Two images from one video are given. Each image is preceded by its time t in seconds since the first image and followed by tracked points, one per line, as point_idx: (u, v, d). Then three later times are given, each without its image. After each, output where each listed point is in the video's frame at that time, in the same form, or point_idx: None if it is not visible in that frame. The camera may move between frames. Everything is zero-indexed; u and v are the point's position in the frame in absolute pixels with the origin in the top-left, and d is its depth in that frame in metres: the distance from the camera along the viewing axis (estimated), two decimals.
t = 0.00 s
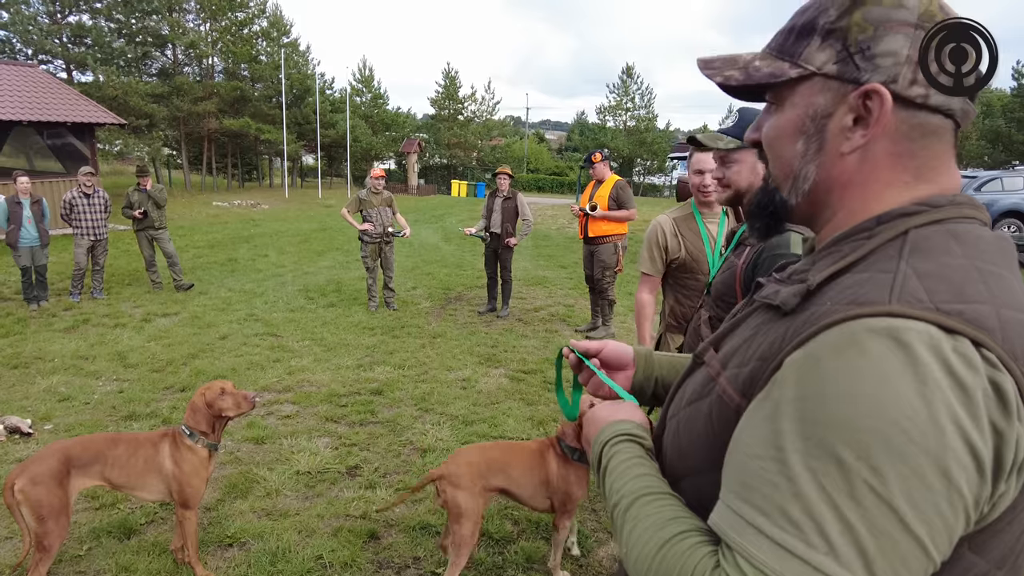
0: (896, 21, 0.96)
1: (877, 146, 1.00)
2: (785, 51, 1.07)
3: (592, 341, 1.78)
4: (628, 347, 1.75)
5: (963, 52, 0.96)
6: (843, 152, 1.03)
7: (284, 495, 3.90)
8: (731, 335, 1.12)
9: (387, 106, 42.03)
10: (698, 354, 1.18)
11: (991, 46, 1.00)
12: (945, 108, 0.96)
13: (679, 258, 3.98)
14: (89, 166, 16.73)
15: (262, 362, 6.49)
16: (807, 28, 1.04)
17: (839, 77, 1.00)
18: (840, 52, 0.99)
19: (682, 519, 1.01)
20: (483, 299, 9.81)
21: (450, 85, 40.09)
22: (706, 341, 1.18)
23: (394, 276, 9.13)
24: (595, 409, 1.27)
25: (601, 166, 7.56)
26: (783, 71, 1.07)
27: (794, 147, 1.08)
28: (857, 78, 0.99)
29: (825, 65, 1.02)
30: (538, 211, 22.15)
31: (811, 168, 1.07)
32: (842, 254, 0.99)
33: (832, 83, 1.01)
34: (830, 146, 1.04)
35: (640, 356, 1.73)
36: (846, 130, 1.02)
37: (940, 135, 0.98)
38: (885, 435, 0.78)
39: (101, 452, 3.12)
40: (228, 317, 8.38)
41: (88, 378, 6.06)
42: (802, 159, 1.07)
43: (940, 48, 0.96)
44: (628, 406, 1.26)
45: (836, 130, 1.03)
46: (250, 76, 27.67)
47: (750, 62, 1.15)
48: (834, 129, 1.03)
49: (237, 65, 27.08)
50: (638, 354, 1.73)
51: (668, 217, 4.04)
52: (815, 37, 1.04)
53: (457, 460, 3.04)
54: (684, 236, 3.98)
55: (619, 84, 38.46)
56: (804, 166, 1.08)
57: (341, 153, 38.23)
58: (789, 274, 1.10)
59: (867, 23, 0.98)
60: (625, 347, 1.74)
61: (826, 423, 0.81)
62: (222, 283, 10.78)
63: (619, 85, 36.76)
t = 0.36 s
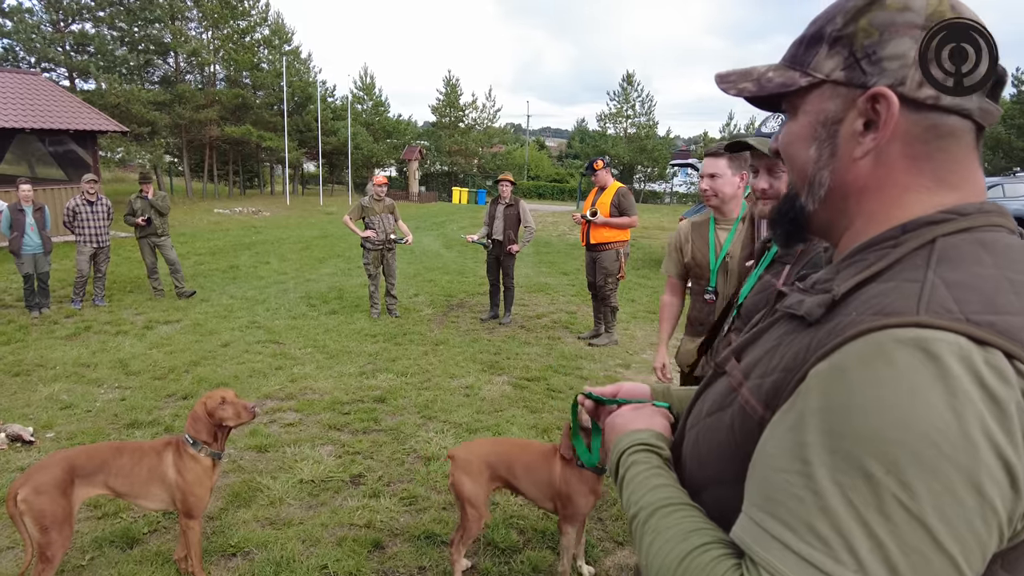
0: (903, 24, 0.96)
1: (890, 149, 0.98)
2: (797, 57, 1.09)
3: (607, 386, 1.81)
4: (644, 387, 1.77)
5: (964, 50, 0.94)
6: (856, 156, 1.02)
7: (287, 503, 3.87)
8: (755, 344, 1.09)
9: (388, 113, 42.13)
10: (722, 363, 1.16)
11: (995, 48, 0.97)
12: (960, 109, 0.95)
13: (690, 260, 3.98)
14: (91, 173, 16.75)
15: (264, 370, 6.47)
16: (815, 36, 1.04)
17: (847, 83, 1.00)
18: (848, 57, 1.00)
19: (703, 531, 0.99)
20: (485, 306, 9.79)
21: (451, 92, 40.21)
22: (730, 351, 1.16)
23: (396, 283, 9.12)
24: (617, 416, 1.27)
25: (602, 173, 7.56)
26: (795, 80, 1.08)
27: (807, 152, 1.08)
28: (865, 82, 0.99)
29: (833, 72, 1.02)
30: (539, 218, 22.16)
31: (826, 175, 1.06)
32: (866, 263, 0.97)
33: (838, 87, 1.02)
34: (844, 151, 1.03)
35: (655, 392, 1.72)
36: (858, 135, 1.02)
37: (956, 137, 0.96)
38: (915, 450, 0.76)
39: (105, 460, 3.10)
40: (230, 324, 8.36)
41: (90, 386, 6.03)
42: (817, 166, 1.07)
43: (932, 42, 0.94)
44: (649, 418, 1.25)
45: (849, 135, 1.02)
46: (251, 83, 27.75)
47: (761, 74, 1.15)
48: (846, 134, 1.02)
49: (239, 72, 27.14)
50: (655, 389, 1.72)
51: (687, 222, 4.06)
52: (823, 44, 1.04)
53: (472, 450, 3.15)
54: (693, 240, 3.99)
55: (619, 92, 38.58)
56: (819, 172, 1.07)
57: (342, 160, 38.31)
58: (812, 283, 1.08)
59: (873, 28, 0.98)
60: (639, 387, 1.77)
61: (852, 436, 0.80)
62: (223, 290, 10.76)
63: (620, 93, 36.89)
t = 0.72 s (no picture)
0: (917, 33, 0.95)
1: (902, 157, 0.98)
2: (813, 63, 1.08)
3: (624, 386, 1.82)
4: (663, 390, 1.77)
5: (967, 51, 0.93)
6: (868, 162, 1.02)
7: (292, 509, 3.86)
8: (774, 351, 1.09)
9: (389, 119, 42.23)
10: (740, 371, 1.16)
11: (995, 48, 0.95)
12: (971, 119, 0.95)
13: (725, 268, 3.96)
14: (93, 178, 16.77)
15: (267, 375, 6.46)
16: (831, 43, 1.04)
17: (859, 90, 1.00)
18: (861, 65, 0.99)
19: (722, 534, 0.98)
20: (488, 311, 9.78)
21: (452, 98, 40.29)
22: (749, 358, 1.15)
23: (399, 288, 9.11)
24: (642, 418, 1.27)
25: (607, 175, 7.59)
26: (810, 86, 1.08)
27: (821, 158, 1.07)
28: (876, 90, 0.99)
29: (846, 80, 1.01)
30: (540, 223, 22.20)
31: (839, 181, 1.05)
32: (882, 269, 0.97)
33: (846, 94, 1.02)
34: (856, 158, 1.03)
35: (672, 394, 1.72)
36: (868, 142, 1.02)
37: (968, 145, 0.96)
38: (935, 454, 0.76)
39: (112, 464, 3.10)
40: (232, 329, 8.36)
41: (93, 392, 6.02)
42: (831, 172, 1.06)
43: (933, 48, 0.94)
44: (677, 423, 1.24)
45: (859, 142, 1.02)
46: (253, 89, 27.83)
47: (779, 81, 1.15)
48: (856, 141, 1.02)
49: (241, 78, 27.20)
50: (671, 392, 1.71)
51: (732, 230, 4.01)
52: (839, 52, 1.04)
53: (498, 463, 3.13)
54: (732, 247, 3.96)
55: (619, 97, 38.69)
56: (831, 178, 1.07)
57: (343, 166, 38.39)
58: (829, 290, 1.08)
59: (888, 36, 0.97)
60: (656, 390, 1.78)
61: (870, 440, 0.80)
62: (225, 295, 10.77)
63: (620, 98, 37.01)
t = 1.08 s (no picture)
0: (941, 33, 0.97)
1: (921, 156, 0.98)
2: (829, 57, 1.06)
3: (627, 380, 1.76)
4: (665, 384, 1.72)
5: (964, 58, 0.94)
6: (886, 161, 1.01)
7: (293, 512, 3.86)
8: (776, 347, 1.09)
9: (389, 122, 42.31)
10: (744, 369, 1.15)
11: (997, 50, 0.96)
12: (991, 120, 0.96)
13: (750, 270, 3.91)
14: (93, 182, 16.79)
15: (268, 378, 6.46)
16: (851, 36, 1.02)
17: (884, 86, 0.98)
18: (886, 60, 0.98)
19: (726, 532, 0.98)
20: (488, 313, 9.78)
21: (451, 101, 40.36)
22: (752, 355, 1.15)
23: (400, 291, 9.10)
24: (639, 419, 1.26)
25: (603, 177, 7.58)
26: (826, 80, 1.05)
27: (835, 154, 1.05)
28: (899, 88, 0.98)
29: (869, 74, 1.00)
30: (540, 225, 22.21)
31: (853, 179, 1.04)
32: (888, 264, 0.97)
33: (878, 88, 0.99)
34: (873, 156, 1.02)
35: (676, 390, 1.68)
36: (888, 140, 1.00)
37: (987, 147, 0.97)
38: (940, 444, 0.76)
39: (112, 466, 3.09)
40: (233, 333, 8.36)
41: (93, 395, 6.02)
42: (845, 170, 1.05)
43: (938, 50, 0.95)
44: (673, 420, 1.23)
45: (878, 140, 1.01)
46: (253, 92, 27.86)
47: (787, 72, 1.14)
48: (876, 138, 1.01)
49: (241, 82, 27.24)
50: (677, 389, 1.67)
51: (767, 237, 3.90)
52: (860, 46, 1.02)
53: (543, 471, 3.09)
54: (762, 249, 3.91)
55: (619, 100, 38.81)
56: (845, 176, 1.05)
57: (343, 169, 38.46)
58: (833, 285, 1.08)
59: (913, 32, 0.97)
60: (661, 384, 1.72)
61: (875, 430, 0.80)
62: (225, 298, 10.77)
63: (620, 101, 37.13)
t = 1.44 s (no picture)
0: (903, 29, 0.95)
1: (882, 154, 0.98)
2: (789, 52, 1.04)
3: (595, 365, 1.74)
4: (632, 371, 1.72)
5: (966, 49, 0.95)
6: (848, 158, 1.00)
7: (283, 513, 3.87)
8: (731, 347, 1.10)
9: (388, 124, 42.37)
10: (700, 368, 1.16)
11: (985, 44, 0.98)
12: (948, 118, 0.96)
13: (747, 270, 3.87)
14: (92, 185, 16.82)
15: (262, 380, 6.48)
16: (813, 32, 1.00)
17: (848, 82, 0.97)
18: (849, 56, 0.96)
19: (679, 532, 0.99)
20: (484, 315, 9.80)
21: (451, 103, 40.41)
22: (707, 355, 1.16)
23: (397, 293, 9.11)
24: (599, 418, 1.26)
25: (597, 179, 7.57)
26: (789, 75, 1.03)
27: (797, 152, 1.04)
28: (865, 84, 0.96)
29: (832, 70, 0.98)
30: (539, 227, 22.23)
31: (815, 176, 1.03)
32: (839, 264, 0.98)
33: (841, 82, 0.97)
34: (836, 153, 1.00)
35: (642, 379, 1.70)
36: (851, 136, 0.99)
37: (943, 144, 0.97)
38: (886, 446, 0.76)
39: (100, 468, 3.11)
40: (229, 335, 8.37)
41: (88, 397, 6.03)
42: (806, 168, 1.04)
43: (942, 48, 0.96)
44: (632, 419, 1.25)
45: (842, 137, 1.00)
46: (252, 95, 27.91)
47: (750, 65, 1.12)
48: (840, 135, 0.99)
49: (240, 85, 27.27)
50: (642, 376, 1.72)
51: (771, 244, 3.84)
52: (823, 41, 1.00)
53: (560, 457, 2.98)
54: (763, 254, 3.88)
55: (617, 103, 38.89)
56: (806, 173, 1.04)
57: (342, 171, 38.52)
58: (787, 284, 1.09)
59: (876, 30, 0.96)
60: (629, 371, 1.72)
61: (822, 432, 0.80)
62: (222, 300, 10.79)
63: (619, 103, 37.20)
